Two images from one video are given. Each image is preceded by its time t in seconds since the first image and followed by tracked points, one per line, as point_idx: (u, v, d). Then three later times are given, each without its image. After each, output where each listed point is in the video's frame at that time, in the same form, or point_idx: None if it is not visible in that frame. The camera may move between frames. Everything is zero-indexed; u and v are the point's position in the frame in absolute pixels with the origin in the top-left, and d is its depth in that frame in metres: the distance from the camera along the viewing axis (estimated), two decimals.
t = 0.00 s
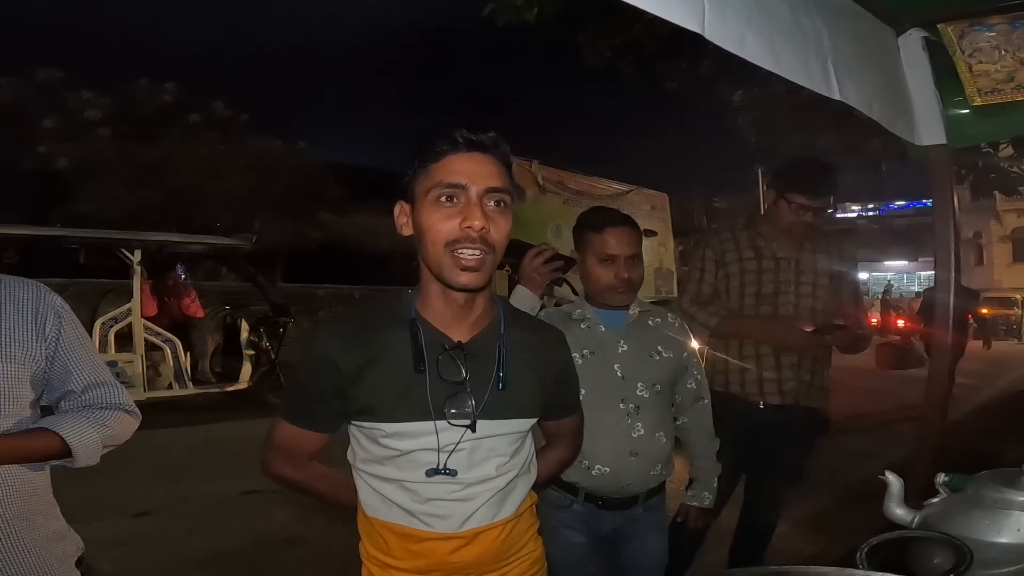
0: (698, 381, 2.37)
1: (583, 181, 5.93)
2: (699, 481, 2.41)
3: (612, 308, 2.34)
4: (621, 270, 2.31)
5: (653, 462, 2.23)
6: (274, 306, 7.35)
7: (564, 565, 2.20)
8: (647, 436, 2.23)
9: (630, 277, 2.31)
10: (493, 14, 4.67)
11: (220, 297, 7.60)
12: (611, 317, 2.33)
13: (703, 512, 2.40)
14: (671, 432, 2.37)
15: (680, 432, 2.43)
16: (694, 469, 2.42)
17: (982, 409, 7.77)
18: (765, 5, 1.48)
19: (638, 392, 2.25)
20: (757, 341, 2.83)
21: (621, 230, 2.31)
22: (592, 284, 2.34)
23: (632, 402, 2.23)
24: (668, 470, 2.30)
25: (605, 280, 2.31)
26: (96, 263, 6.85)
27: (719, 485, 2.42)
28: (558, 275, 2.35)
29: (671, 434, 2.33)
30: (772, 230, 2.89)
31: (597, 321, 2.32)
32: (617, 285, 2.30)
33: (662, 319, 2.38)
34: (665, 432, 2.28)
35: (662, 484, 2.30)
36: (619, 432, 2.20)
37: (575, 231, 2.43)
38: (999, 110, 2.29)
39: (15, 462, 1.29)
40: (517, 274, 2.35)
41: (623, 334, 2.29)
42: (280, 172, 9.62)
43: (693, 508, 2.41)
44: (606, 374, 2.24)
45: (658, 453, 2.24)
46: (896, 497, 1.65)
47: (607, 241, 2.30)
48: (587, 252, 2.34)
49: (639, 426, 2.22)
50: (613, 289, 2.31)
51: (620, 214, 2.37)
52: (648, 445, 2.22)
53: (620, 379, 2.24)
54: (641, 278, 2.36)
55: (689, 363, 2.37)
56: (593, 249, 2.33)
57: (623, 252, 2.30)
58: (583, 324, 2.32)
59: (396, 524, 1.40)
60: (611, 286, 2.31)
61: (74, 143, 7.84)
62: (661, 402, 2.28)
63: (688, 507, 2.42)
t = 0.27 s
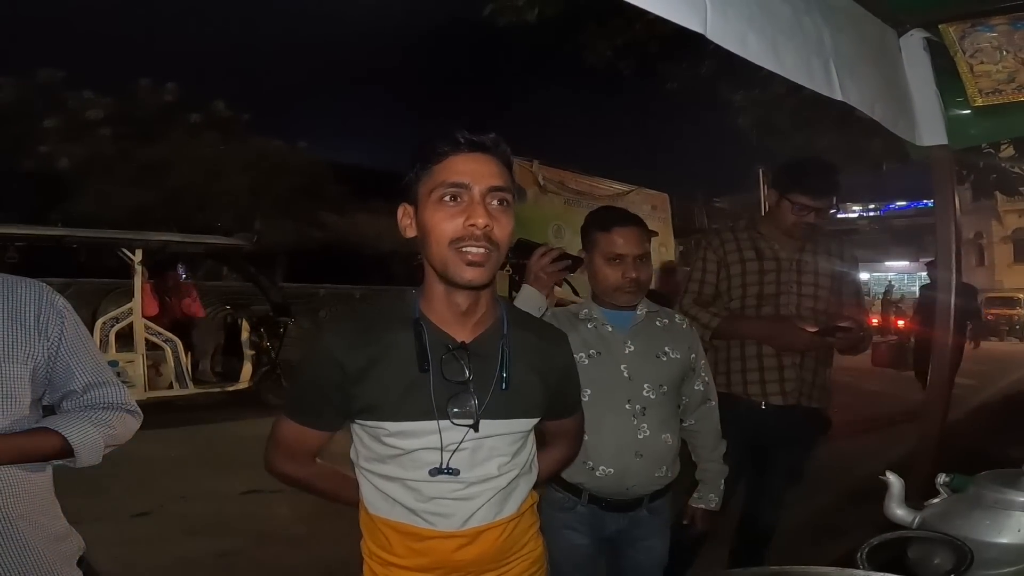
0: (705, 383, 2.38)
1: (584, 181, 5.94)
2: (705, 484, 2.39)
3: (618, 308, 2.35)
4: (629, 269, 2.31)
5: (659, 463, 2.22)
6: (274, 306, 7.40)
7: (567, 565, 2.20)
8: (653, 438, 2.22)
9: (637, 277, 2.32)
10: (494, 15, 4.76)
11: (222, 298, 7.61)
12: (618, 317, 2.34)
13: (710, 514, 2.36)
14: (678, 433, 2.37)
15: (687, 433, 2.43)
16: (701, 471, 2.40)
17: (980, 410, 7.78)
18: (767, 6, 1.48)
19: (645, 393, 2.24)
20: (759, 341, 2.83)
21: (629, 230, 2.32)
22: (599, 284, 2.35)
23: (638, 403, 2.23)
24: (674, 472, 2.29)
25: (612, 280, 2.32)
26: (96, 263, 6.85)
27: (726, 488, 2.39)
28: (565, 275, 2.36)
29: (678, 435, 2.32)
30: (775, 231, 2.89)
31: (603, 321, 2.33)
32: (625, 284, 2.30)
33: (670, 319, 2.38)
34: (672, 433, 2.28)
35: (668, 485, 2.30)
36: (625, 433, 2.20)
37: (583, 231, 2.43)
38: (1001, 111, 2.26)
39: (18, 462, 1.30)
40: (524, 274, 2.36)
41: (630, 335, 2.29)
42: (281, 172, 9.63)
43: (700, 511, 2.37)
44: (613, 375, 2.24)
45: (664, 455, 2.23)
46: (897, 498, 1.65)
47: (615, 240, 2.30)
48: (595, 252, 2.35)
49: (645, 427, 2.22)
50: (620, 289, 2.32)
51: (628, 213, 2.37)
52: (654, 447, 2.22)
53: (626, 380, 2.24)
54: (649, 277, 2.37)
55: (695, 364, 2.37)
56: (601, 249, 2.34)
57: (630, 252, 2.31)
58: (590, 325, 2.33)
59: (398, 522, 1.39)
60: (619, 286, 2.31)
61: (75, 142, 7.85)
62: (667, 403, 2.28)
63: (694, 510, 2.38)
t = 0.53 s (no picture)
0: (711, 385, 2.37)
1: (586, 183, 5.96)
2: (712, 486, 2.40)
3: (623, 310, 2.35)
4: (634, 271, 2.32)
5: (662, 466, 2.22)
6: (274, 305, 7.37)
7: (569, 567, 2.20)
8: (657, 439, 2.22)
9: (642, 279, 2.32)
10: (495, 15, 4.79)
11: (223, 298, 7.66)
12: (623, 319, 2.34)
13: (715, 517, 2.38)
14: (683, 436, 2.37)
15: (692, 436, 2.42)
16: (707, 474, 2.41)
17: (979, 411, 7.79)
18: (768, 8, 1.48)
19: (649, 395, 2.24)
20: (760, 343, 2.83)
21: (634, 232, 2.32)
22: (605, 285, 2.35)
23: (642, 405, 2.22)
24: (678, 474, 2.29)
25: (617, 282, 2.32)
26: (98, 262, 6.85)
27: (731, 491, 2.40)
28: (569, 276, 2.37)
29: (682, 437, 2.32)
30: (778, 233, 2.89)
31: (608, 323, 2.32)
32: (629, 287, 2.31)
33: (675, 322, 2.39)
34: (676, 436, 2.27)
35: (671, 487, 2.30)
36: (629, 435, 2.19)
37: (589, 233, 2.44)
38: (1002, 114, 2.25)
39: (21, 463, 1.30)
40: (530, 275, 2.38)
41: (635, 337, 2.29)
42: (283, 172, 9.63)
43: (705, 514, 2.39)
44: (618, 376, 2.23)
45: (668, 457, 2.23)
46: (894, 499, 1.66)
47: (620, 242, 2.31)
48: (600, 253, 2.36)
49: (649, 429, 2.22)
50: (624, 291, 2.32)
51: (634, 215, 2.38)
52: (658, 449, 2.21)
53: (631, 382, 2.24)
54: (654, 280, 2.37)
55: (702, 367, 2.36)
56: (606, 251, 2.34)
57: (635, 254, 2.30)
58: (594, 327, 2.32)
59: (402, 521, 1.40)
60: (624, 288, 2.32)
61: (77, 142, 7.87)
62: (672, 405, 2.27)
63: (699, 513, 2.40)
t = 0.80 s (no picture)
0: (717, 385, 2.37)
1: (585, 182, 5.95)
2: (716, 487, 2.38)
3: (626, 310, 2.34)
4: (637, 271, 2.31)
5: (666, 466, 2.22)
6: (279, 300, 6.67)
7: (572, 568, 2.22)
8: (661, 439, 2.22)
9: (645, 279, 2.32)
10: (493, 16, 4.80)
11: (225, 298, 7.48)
12: (626, 319, 2.34)
13: (722, 518, 2.35)
14: (688, 436, 2.36)
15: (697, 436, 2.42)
16: (712, 474, 2.39)
17: (980, 411, 7.77)
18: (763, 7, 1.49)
19: (653, 395, 2.24)
20: (760, 343, 2.82)
21: (637, 231, 2.31)
22: (608, 285, 2.35)
23: (646, 404, 2.22)
24: (682, 474, 2.29)
25: (620, 281, 2.32)
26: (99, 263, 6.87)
27: (737, 492, 2.39)
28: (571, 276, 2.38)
29: (686, 438, 2.32)
30: (780, 233, 2.88)
31: (612, 323, 2.32)
32: (631, 286, 2.31)
33: (679, 322, 2.38)
34: (681, 436, 2.27)
35: (675, 488, 2.30)
36: (633, 436, 2.20)
37: (592, 231, 2.43)
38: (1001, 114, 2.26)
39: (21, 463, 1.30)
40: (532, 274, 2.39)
41: (638, 336, 2.29)
42: (283, 172, 9.63)
43: (711, 515, 2.36)
44: (621, 376, 2.23)
45: (671, 457, 2.23)
46: (892, 500, 1.66)
47: (622, 242, 2.30)
48: (602, 253, 2.35)
49: (653, 429, 2.22)
50: (627, 291, 2.32)
51: (637, 215, 2.37)
52: (662, 448, 2.22)
53: (634, 382, 2.24)
54: (657, 279, 2.36)
55: (707, 366, 2.37)
56: (609, 250, 2.34)
57: (638, 254, 2.30)
58: (598, 326, 2.32)
59: (401, 520, 1.40)
60: (626, 287, 2.31)
61: (78, 143, 7.88)
62: (676, 405, 2.27)
63: (705, 514, 2.38)
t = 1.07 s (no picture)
0: (725, 385, 2.35)
1: (587, 182, 5.96)
2: (725, 487, 2.37)
3: (634, 309, 2.33)
4: (645, 270, 2.30)
5: (674, 465, 2.22)
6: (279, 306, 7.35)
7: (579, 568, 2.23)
8: (669, 438, 2.22)
9: (653, 278, 2.31)
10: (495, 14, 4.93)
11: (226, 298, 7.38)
12: (634, 318, 2.33)
13: (730, 519, 2.34)
14: (696, 436, 2.36)
15: (706, 436, 2.41)
16: (720, 474, 2.38)
17: (983, 411, 7.76)
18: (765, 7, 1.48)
19: (661, 394, 2.24)
20: (762, 343, 2.82)
21: (645, 231, 2.30)
22: (615, 284, 2.34)
23: (655, 403, 2.22)
24: (690, 474, 2.29)
25: (628, 280, 2.31)
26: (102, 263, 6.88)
27: (746, 492, 2.37)
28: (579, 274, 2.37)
29: (695, 438, 2.31)
30: (782, 233, 2.88)
31: (620, 321, 2.32)
32: (640, 285, 2.30)
33: (687, 321, 2.36)
34: (689, 436, 2.27)
35: (683, 487, 2.30)
36: (641, 434, 2.20)
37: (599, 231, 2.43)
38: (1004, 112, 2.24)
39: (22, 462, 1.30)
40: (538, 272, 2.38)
41: (646, 335, 2.29)
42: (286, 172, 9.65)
43: (719, 514, 2.35)
44: (629, 375, 2.23)
45: (679, 456, 2.23)
46: (897, 499, 1.66)
47: (631, 241, 2.29)
48: (610, 252, 2.35)
49: (661, 427, 2.22)
50: (635, 290, 2.31)
51: (645, 214, 2.37)
52: (670, 447, 2.21)
53: (642, 380, 2.24)
54: (665, 278, 2.35)
55: (715, 367, 2.34)
56: (616, 249, 2.33)
57: (646, 252, 2.29)
58: (606, 325, 2.32)
59: (404, 516, 1.40)
60: (634, 286, 2.31)
61: (82, 143, 7.91)
62: (684, 405, 2.27)
63: (714, 513, 2.37)
